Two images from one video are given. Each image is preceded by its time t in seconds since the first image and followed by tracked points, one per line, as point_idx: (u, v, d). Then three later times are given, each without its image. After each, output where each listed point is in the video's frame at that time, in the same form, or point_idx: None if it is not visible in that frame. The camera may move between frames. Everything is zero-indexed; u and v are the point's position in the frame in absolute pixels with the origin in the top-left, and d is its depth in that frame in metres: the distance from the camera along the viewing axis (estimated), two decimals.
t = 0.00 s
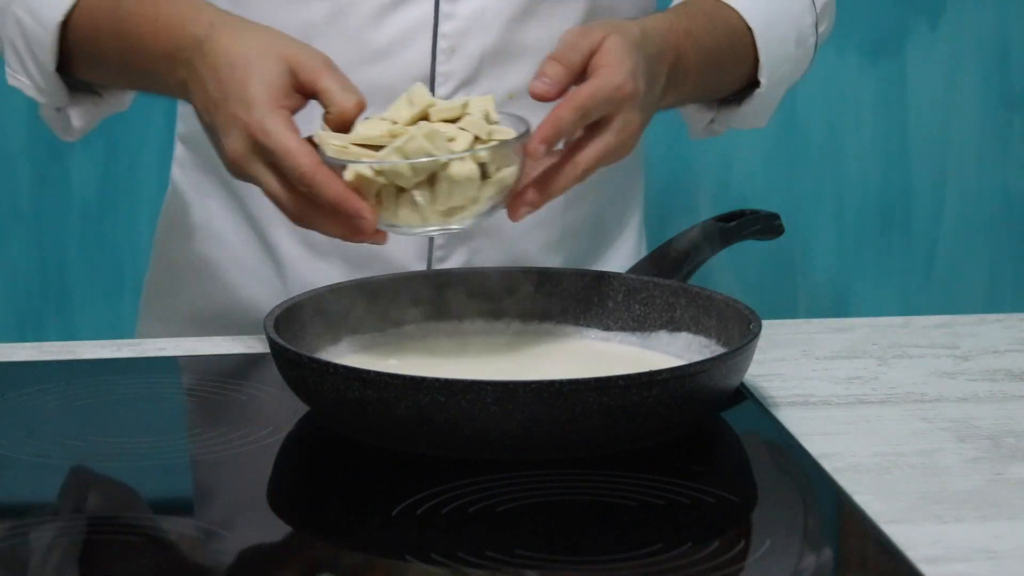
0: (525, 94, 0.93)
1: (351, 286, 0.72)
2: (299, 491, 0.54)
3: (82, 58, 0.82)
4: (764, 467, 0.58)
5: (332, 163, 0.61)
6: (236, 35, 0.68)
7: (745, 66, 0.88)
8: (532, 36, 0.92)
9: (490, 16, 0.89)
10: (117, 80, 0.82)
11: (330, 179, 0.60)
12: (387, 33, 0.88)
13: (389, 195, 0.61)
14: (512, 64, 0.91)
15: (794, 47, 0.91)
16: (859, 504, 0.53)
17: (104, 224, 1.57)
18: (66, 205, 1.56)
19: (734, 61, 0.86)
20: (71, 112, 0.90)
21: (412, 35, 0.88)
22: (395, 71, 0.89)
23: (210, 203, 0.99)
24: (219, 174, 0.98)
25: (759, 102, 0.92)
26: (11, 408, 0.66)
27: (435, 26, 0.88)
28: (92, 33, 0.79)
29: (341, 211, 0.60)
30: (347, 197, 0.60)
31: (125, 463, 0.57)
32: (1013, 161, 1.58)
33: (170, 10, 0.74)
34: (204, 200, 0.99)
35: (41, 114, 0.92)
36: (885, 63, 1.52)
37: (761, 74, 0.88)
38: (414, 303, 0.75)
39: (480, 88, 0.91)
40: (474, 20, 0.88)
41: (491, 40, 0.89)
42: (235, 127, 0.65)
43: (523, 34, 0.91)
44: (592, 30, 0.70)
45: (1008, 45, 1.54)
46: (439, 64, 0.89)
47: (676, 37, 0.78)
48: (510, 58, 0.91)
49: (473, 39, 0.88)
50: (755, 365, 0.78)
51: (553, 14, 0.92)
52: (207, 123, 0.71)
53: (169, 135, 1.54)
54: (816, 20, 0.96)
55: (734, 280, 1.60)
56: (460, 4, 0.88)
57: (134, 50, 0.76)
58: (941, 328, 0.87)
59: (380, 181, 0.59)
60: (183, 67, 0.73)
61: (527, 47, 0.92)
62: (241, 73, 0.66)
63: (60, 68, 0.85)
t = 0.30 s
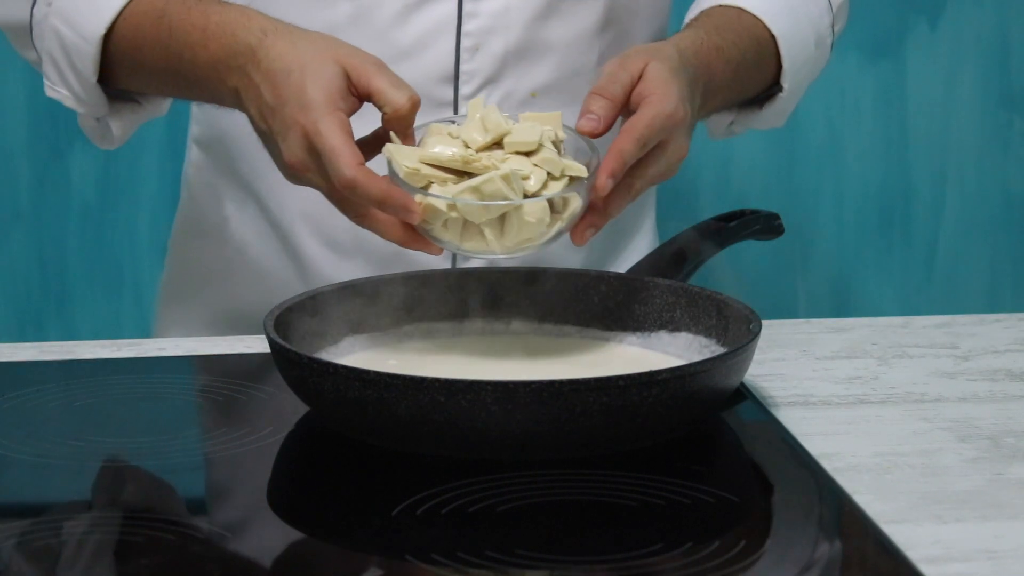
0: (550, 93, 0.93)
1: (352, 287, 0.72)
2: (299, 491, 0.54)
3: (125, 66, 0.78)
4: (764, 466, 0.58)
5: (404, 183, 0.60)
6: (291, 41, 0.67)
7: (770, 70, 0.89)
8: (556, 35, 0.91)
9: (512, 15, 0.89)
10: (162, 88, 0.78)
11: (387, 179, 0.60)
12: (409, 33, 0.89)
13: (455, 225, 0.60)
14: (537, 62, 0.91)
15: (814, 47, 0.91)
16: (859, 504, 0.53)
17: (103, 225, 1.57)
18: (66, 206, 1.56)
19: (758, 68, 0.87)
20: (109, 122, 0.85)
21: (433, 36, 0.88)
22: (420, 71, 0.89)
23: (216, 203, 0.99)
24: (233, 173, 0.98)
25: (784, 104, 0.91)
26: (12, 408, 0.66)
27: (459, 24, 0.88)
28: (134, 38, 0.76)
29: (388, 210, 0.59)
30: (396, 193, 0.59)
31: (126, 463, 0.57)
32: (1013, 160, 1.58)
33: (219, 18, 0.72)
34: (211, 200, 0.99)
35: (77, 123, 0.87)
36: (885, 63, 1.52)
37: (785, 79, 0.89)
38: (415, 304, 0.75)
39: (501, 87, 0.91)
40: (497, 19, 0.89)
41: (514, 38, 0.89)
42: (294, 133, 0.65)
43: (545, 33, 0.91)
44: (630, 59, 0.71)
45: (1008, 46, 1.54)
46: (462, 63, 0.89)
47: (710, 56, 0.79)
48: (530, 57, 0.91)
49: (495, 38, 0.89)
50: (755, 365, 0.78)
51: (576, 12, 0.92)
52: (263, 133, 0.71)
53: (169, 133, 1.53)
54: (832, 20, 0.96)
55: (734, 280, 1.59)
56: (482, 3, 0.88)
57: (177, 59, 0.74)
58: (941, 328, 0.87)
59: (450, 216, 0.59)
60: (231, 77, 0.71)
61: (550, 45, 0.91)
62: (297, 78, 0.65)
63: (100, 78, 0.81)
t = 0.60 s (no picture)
0: (553, 94, 0.93)
1: (352, 286, 0.72)
2: (299, 491, 0.54)
3: (126, 71, 0.78)
4: (763, 467, 0.58)
5: (425, 195, 0.60)
6: (280, 44, 0.67)
7: (796, 71, 0.88)
8: (558, 36, 0.91)
9: (517, 16, 0.89)
10: (163, 92, 0.78)
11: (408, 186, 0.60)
12: (413, 35, 0.88)
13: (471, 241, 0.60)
14: (540, 64, 0.92)
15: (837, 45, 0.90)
16: (859, 504, 0.53)
17: (103, 225, 1.57)
18: (66, 206, 1.55)
19: (787, 69, 0.86)
20: (114, 127, 0.85)
21: (437, 38, 0.88)
22: (423, 71, 0.89)
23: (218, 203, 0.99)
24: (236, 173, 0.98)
25: (811, 102, 0.91)
26: (12, 408, 0.66)
27: (463, 26, 0.88)
28: (133, 42, 0.76)
29: (403, 217, 0.60)
30: (413, 202, 0.59)
31: (126, 463, 0.57)
32: (1014, 161, 1.58)
33: (207, 23, 0.71)
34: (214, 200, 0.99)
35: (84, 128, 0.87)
36: (887, 62, 1.52)
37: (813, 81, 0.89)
38: (414, 303, 0.75)
39: (506, 88, 0.91)
40: (501, 20, 0.88)
41: (518, 39, 0.89)
42: (298, 141, 0.65)
43: (549, 34, 0.91)
44: (640, 61, 0.71)
45: (1010, 46, 1.54)
46: (466, 64, 0.89)
47: (739, 58, 0.79)
48: (533, 58, 0.91)
49: (499, 39, 0.89)
50: (755, 365, 0.78)
51: (579, 14, 0.92)
52: (265, 137, 0.71)
53: (169, 133, 1.53)
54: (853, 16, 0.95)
55: (734, 280, 1.59)
56: (487, 4, 0.88)
57: (172, 67, 0.74)
58: (941, 328, 0.87)
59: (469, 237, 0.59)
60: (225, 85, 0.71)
61: (553, 45, 0.91)
62: (292, 84, 0.64)
63: (102, 81, 0.81)
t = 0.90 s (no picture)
0: (554, 95, 0.93)
1: (352, 286, 0.72)
2: (299, 491, 0.54)
3: (114, 77, 0.77)
4: (763, 467, 0.58)
5: (425, 212, 0.60)
6: (277, 58, 0.67)
7: (800, 71, 0.88)
8: (559, 38, 0.91)
9: (517, 18, 0.89)
10: (151, 101, 0.78)
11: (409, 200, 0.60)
12: (414, 36, 0.88)
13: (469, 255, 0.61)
14: (541, 65, 0.92)
15: (840, 44, 0.90)
16: (859, 504, 0.53)
17: (103, 224, 1.57)
18: (66, 205, 1.55)
19: (790, 69, 0.86)
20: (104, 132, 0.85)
21: (437, 40, 0.88)
22: (423, 72, 0.89)
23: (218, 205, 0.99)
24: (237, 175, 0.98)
25: (815, 102, 0.91)
26: (11, 407, 0.66)
27: (463, 27, 0.88)
28: (121, 49, 0.75)
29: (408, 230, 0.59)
30: (417, 216, 0.59)
31: (125, 463, 0.57)
32: (1014, 161, 1.58)
33: (198, 35, 0.71)
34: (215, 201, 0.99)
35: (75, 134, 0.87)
36: (887, 62, 1.52)
37: (817, 80, 0.89)
38: (415, 303, 0.75)
39: (507, 89, 0.91)
40: (502, 22, 0.88)
41: (519, 41, 0.89)
42: (301, 153, 0.65)
43: (549, 35, 0.91)
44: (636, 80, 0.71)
45: (1010, 46, 1.53)
46: (467, 66, 0.89)
47: (737, 57, 0.78)
48: (534, 59, 0.91)
49: (500, 41, 0.89)
50: (755, 365, 0.78)
51: (580, 15, 0.92)
52: (255, 147, 0.71)
53: (169, 133, 1.53)
54: (856, 15, 0.95)
55: (733, 280, 1.59)
56: (487, 6, 0.88)
57: (160, 76, 0.73)
58: (941, 328, 0.87)
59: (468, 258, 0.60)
60: (214, 97, 0.70)
61: (553, 46, 0.91)
62: (293, 96, 0.64)
63: (91, 86, 0.80)
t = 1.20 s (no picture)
0: (553, 96, 0.93)
1: (351, 286, 0.72)
2: (298, 491, 0.54)
3: (111, 80, 0.77)
4: (763, 467, 0.58)
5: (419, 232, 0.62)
6: (275, 67, 0.67)
7: (803, 71, 0.88)
8: (558, 39, 0.91)
9: (516, 20, 0.89)
10: (147, 105, 0.78)
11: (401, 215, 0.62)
12: (413, 38, 0.88)
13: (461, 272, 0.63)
14: (540, 66, 0.92)
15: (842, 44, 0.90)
16: (859, 504, 0.53)
17: (103, 224, 1.57)
18: (66, 205, 1.55)
19: (793, 69, 0.86)
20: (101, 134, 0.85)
21: (436, 41, 0.88)
22: (423, 73, 0.89)
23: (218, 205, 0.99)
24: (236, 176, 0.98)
25: (817, 103, 0.91)
26: (12, 407, 0.66)
27: (463, 29, 0.88)
28: (118, 51, 0.75)
29: (402, 250, 0.61)
30: (411, 235, 0.61)
31: (125, 463, 0.57)
32: (1014, 161, 1.58)
33: (196, 40, 0.71)
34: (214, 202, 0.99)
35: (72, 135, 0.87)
36: (887, 62, 1.52)
37: (819, 81, 0.89)
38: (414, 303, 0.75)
39: (507, 91, 0.91)
40: (501, 23, 0.88)
41: (518, 42, 0.89)
42: (296, 165, 0.64)
43: (549, 37, 0.91)
44: (637, 90, 0.71)
45: (1010, 45, 1.53)
46: (466, 67, 0.89)
47: (742, 57, 0.79)
48: (534, 60, 0.91)
49: (499, 43, 0.89)
50: (755, 365, 0.78)
51: (580, 17, 0.92)
52: (249, 153, 0.70)
53: (169, 133, 1.53)
54: (857, 16, 0.95)
55: (734, 280, 1.59)
56: (487, 8, 0.88)
57: (157, 80, 0.73)
58: (941, 328, 0.87)
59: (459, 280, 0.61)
60: (210, 102, 0.70)
61: (553, 48, 0.91)
62: (289, 106, 0.64)
63: (88, 88, 0.80)
